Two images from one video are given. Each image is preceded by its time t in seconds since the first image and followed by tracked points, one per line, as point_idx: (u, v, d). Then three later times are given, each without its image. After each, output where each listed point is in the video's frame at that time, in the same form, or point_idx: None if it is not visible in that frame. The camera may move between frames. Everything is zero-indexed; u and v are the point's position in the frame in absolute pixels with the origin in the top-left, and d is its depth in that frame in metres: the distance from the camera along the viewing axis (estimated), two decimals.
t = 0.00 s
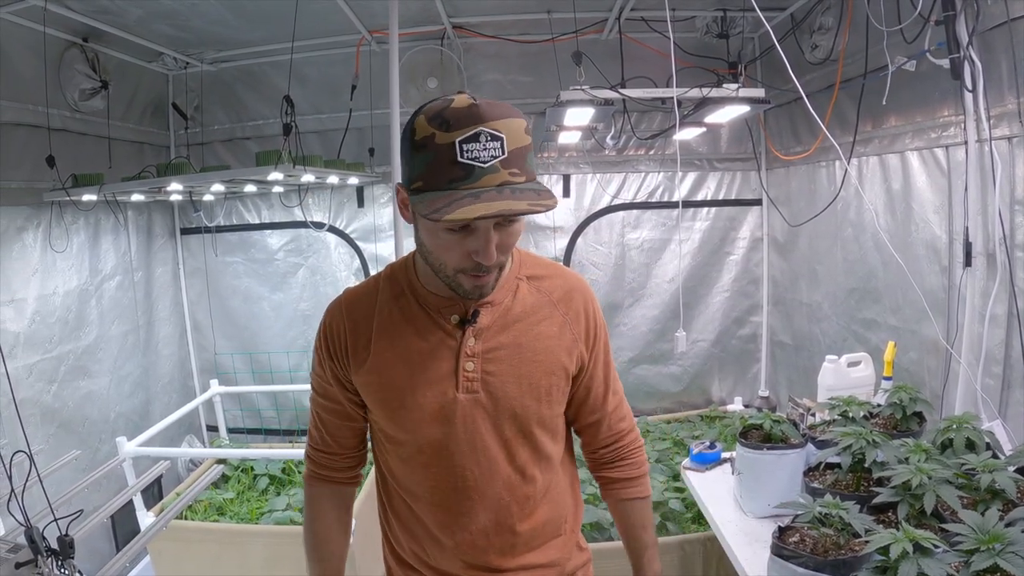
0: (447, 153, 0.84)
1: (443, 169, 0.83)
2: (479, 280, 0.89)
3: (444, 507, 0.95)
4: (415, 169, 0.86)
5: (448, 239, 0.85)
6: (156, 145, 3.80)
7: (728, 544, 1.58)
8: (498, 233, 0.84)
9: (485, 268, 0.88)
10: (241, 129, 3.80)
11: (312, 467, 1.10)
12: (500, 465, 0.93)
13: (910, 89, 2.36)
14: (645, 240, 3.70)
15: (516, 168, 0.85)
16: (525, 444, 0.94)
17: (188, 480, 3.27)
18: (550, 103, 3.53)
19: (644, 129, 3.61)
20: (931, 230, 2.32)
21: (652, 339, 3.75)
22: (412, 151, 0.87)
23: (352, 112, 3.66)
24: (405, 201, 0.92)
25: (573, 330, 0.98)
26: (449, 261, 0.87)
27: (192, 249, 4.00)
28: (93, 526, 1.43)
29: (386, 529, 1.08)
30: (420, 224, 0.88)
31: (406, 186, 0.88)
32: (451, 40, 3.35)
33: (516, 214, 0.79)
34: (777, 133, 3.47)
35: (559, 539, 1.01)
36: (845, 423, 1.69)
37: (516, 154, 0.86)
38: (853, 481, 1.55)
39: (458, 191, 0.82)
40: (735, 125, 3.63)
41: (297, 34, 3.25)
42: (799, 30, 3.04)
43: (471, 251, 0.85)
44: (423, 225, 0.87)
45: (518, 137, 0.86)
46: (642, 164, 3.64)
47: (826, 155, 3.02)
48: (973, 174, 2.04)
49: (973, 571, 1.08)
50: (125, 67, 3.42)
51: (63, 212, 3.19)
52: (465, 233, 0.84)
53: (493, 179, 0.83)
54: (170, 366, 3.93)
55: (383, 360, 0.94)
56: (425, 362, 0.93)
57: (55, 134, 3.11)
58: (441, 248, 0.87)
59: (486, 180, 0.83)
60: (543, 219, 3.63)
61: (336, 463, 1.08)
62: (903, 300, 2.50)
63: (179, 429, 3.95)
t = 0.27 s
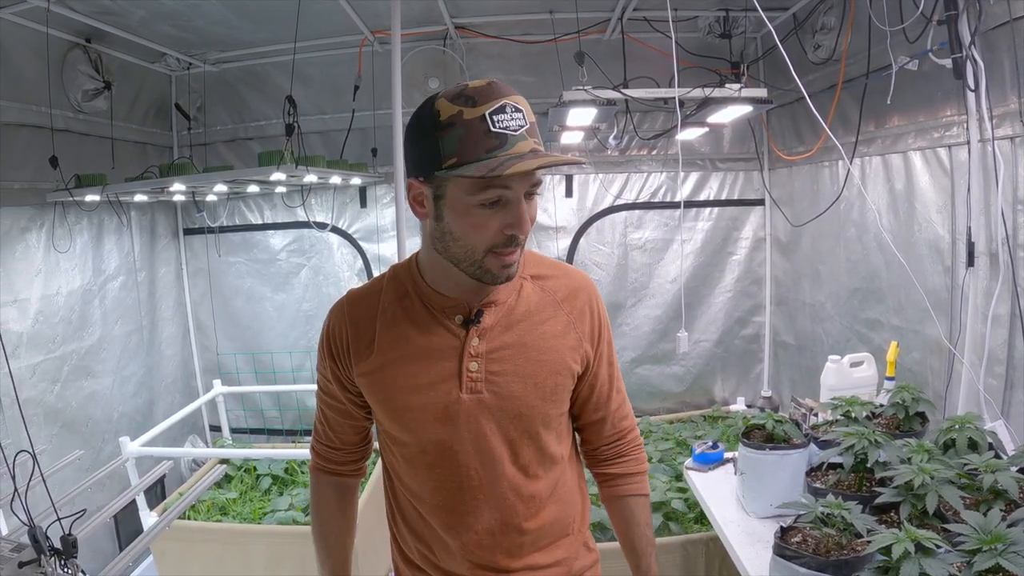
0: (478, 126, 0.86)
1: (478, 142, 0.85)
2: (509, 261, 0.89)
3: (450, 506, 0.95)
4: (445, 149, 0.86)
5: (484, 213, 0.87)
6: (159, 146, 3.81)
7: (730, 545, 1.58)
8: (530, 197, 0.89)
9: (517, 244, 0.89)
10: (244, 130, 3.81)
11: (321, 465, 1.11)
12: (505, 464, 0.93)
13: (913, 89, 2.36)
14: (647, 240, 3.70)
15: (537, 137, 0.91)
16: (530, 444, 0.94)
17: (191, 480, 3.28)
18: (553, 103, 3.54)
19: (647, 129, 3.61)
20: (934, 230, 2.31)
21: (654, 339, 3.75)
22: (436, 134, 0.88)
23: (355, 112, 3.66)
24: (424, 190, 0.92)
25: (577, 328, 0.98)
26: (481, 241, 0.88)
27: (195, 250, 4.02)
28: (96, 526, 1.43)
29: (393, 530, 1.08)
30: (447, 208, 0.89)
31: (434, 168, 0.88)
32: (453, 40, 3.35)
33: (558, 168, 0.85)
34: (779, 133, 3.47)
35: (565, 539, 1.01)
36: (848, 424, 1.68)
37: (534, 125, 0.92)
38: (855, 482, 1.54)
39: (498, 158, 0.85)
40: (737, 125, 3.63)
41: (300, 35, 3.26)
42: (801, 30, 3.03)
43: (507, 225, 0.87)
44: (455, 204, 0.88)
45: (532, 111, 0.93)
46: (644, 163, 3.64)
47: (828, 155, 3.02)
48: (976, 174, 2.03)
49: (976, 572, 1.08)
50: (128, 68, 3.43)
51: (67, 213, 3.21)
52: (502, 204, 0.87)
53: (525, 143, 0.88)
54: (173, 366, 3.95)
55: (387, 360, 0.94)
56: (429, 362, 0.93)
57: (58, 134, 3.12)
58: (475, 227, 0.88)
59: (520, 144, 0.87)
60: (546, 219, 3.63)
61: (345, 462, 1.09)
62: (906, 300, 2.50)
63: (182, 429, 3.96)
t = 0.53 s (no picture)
0: (518, 109, 0.88)
1: (522, 124, 0.87)
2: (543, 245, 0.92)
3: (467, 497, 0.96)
4: (488, 133, 0.88)
5: (524, 194, 0.89)
6: (162, 146, 3.82)
7: (732, 545, 1.58)
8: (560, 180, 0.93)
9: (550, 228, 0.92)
10: (247, 130, 3.81)
11: (319, 472, 1.03)
12: (523, 454, 0.94)
13: (915, 89, 2.36)
14: (649, 241, 3.70)
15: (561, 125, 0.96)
16: (548, 434, 0.96)
17: (193, 480, 3.29)
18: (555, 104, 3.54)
19: (649, 130, 3.62)
20: (937, 231, 2.31)
21: (656, 340, 3.75)
22: (476, 120, 0.90)
23: (357, 113, 3.67)
24: (461, 177, 0.93)
25: (591, 320, 1.03)
26: (520, 223, 0.90)
27: (198, 250, 4.03)
28: (98, 527, 1.42)
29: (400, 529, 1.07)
30: (487, 191, 0.91)
31: (476, 152, 0.89)
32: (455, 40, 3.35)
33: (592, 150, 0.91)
34: (782, 133, 3.46)
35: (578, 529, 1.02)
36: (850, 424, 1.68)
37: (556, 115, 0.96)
38: (857, 482, 1.54)
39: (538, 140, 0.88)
40: (740, 125, 3.62)
41: (302, 35, 3.27)
42: (804, 30, 3.03)
43: (545, 204, 0.90)
44: (495, 187, 0.90)
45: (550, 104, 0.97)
46: (647, 164, 3.64)
47: (831, 155, 3.01)
48: (978, 175, 2.03)
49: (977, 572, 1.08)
50: (130, 69, 3.44)
51: (70, 213, 3.22)
52: (541, 184, 0.90)
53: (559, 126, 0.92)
54: (176, 366, 3.96)
55: (407, 352, 0.95)
56: (449, 353, 0.95)
57: (61, 135, 3.13)
58: (517, 209, 0.89)
59: (556, 126, 0.91)
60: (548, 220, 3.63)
61: (349, 466, 1.02)
62: (908, 301, 2.49)
63: (185, 429, 3.97)
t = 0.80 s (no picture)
0: (598, 165, 0.84)
1: (599, 183, 0.84)
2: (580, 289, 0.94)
3: (482, 510, 0.97)
4: (567, 188, 0.82)
5: (582, 246, 0.88)
6: (164, 147, 3.84)
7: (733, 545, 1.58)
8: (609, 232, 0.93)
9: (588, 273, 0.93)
10: (249, 131, 3.82)
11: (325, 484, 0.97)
12: (538, 470, 0.97)
13: (916, 89, 2.35)
14: (651, 241, 3.70)
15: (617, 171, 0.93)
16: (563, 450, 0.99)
17: (195, 480, 3.29)
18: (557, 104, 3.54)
19: (651, 130, 3.62)
20: (939, 231, 2.31)
21: (658, 340, 3.75)
22: (553, 170, 0.82)
23: (359, 113, 3.67)
24: (524, 221, 0.86)
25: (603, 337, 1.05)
26: (568, 273, 0.90)
27: (200, 251, 4.04)
28: (100, 525, 1.45)
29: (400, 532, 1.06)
30: (547, 240, 0.87)
31: (550, 206, 0.83)
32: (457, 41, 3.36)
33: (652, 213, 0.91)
34: (783, 133, 3.46)
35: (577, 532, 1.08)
36: (851, 425, 1.68)
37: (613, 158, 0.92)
38: (858, 482, 1.54)
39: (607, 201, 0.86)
40: (741, 126, 3.62)
41: (305, 36, 3.28)
42: (805, 31, 3.02)
43: (595, 256, 0.90)
44: (556, 235, 0.86)
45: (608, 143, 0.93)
46: (648, 165, 3.64)
47: (832, 156, 3.01)
48: (980, 175, 2.03)
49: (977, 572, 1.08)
50: (133, 69, 3.45)
51: (73, 214, 3.23)
52: (597, 234, 0.89)
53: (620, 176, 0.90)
54: (178, 366, 3.97)
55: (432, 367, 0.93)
56: (472, 369, 0.95)
57: (64, 136, 3.15)
58: (572, 261, 0.88)
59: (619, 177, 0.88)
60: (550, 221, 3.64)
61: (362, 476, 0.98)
62: (910, 301, 2.49)
63: (187, 429, 3.99)
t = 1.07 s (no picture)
0: (625, 156, 0.89)
1: (629, 174, 0.89)
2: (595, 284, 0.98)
3: (507, 511, 0.98)
4: (603, 175, 0.86)
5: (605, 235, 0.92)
6: (166, 147, 3.85)
7: (734, 545, 1.57)
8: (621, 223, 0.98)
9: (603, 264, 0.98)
10: (250, 132, 3.83)
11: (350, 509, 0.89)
12: (557, 464, 1.01)
13: (917, 89, 2.35)
14: (652, 242, 3.70)
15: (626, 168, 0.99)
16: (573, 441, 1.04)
17: (197, 480, 3.30)
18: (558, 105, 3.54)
19: (652, 131, 3.62)
20: (940, 232, 2.30)
21: (659, 340, 3.74)
22: (589, 160, 0.86)
23: (361, 114, 3.68)
24: (558, 211, 0.88)
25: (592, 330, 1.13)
26: (592, 262, 0.93)
27: (202, 252, 4.05)
28: (102, 525, 1.45)
29: (408, 548, 1.01)
30: (580, 229, 0.89)
31: (589, 192, 0.86)
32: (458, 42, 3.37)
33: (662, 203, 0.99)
34: (785, 134, 3.46)
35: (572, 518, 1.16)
36: (851, 425, 1.68)
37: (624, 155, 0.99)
38: (858, 483, 1.53)
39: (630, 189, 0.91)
40: (742, 126, 3.62)
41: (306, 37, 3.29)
42: (806, 31, 3.02)
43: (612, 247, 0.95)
44: (585, 225, 0.89)
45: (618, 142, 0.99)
46: (650, 165, 3.64)
47: (834, 156, 3.01)
48: (981, 175, 2.02)
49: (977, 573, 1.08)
50: (134, 70, 3.46)
51: (75, 214, 3.24)
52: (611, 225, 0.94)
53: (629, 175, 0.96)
54: (180, 366, 3.98)
55: (466, 374, 0.90)
56: (503, 371, 0.93)
57: (65, 137, 3.16)
58: (597, 251, 0.92)
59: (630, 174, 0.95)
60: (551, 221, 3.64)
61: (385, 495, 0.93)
62: (911, 302, 2.49)
63: (189, 429, 4.00)
